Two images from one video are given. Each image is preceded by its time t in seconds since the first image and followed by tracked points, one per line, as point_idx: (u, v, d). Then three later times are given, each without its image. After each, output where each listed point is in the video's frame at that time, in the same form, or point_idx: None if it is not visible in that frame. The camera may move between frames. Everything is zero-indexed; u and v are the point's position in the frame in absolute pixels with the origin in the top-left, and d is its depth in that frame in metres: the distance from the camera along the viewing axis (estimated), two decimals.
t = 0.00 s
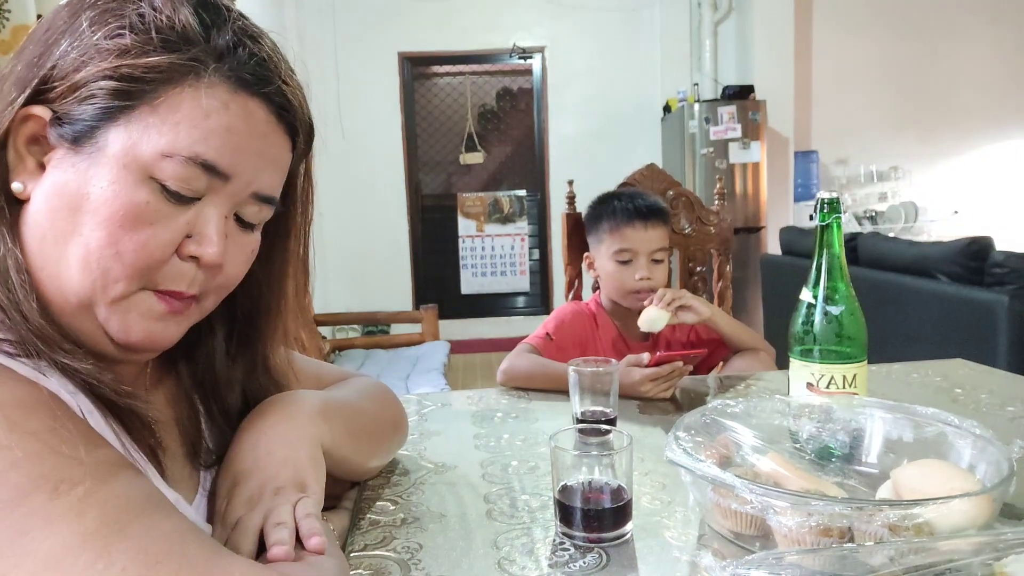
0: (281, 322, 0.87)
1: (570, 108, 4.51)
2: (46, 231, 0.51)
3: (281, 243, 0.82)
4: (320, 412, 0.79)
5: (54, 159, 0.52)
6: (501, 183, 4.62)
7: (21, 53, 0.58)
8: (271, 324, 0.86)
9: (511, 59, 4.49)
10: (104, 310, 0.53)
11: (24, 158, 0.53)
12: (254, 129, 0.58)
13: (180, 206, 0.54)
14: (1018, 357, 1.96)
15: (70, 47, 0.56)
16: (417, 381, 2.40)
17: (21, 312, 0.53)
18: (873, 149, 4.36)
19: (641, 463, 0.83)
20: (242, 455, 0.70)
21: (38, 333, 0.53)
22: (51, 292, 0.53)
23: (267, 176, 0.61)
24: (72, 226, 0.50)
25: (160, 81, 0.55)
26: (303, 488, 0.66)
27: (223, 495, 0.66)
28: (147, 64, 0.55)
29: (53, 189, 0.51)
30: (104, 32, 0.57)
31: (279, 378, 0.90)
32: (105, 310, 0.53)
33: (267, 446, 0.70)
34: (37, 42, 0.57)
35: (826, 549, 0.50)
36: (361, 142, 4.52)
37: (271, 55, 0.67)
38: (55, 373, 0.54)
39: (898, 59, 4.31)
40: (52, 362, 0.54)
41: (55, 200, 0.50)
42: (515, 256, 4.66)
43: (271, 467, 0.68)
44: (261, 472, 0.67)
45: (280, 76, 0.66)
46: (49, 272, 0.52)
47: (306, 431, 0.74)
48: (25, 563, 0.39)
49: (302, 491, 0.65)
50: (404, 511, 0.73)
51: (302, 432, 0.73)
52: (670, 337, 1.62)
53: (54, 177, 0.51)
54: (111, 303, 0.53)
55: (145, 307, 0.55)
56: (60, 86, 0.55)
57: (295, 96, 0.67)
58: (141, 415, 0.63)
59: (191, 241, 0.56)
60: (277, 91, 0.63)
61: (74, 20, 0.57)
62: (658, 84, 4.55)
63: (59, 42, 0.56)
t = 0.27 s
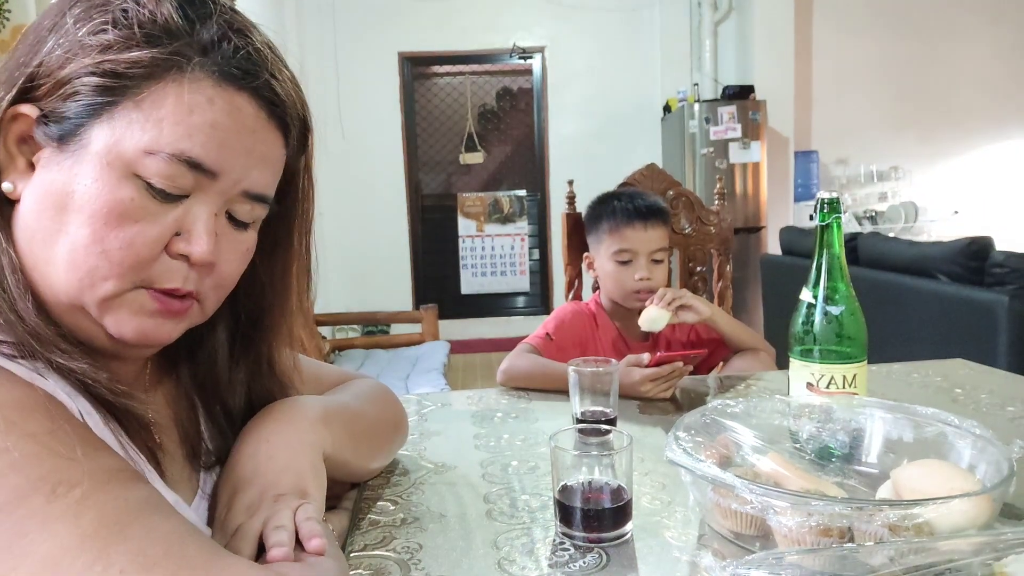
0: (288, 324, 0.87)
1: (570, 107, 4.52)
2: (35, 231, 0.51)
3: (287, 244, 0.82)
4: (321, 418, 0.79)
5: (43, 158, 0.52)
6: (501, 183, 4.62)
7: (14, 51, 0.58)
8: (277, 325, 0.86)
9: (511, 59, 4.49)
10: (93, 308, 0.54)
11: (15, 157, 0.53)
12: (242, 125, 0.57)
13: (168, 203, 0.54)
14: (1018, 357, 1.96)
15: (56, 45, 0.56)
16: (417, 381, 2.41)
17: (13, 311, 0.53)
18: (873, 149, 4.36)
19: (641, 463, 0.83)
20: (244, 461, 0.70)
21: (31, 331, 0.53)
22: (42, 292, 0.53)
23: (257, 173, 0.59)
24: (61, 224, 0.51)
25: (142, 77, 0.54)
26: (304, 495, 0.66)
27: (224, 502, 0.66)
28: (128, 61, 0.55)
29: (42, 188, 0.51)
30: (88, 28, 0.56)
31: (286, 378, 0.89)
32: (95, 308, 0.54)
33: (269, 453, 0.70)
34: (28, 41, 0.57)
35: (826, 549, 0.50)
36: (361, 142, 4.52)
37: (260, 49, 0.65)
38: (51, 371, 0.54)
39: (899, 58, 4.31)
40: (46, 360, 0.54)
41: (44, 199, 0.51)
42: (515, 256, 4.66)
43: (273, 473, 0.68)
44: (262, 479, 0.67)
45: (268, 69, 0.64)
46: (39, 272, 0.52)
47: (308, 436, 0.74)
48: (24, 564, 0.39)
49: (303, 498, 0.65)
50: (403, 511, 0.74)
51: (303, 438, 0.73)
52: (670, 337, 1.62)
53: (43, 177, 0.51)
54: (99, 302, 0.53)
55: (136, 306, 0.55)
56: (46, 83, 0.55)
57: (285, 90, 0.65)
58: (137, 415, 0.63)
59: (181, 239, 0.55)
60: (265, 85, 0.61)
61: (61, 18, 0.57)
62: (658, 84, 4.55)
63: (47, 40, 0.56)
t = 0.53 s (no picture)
0: (293, 323, 0.87)
1: (570, 107, 4.52)
2: (21, 230, 0.51)
3: (289, 246, 0.82)
4: (325, 421, 0.79)
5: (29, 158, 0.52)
6: (501, 183, 4.62)
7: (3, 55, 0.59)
8: (281, 324, 0.86)
9: (511, 59, 4.49)
10: (81, 306, 0.53)
11: None
12: (222, 118, 0.56)
13: (151, 199, 0.54)
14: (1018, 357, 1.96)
15: (37, 45, 0.56)
16: (417, 381, 2.40)
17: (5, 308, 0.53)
18: (873, 149, 4.36)
19: (641, 463, 0.83)
20: (247, 465, 0.70)
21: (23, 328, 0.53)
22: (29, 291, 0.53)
23: (245, 164, 0.59)
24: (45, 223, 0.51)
25: (116, 72, 0.54)
26: (307, 498, 0.66)
27: (225, 506, 0.66)
28: (102, 55, 0.54)
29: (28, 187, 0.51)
30: (66, 24, 0.57)
31: (289, 376, 0.89)
32: (83, 306, 0.53)
33: (272, 456, 0.70)
34: (14, 43, 0.58)
35: (827, 549, 0.50)
36: (361, 142, 4.52)
37: (240, 37, 0.64)
38: (42, 369, 0.53)
39: (899, 58, 4.30)
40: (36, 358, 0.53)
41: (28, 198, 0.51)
42: (515, 256, 4.66)
43: (276, 476, 0.68)
44: (264, 482, 0.67)
45: (247, 57, 0.62)
46: (26, 272, 0.52)
47: (311, 440, 0.74)
48: (24, 564, 0.39)
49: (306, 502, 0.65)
50: (403, 511, 0.73)
51: (307, 442, 0.74)
52: (670, 336, 1.62)
53: (29, 175, 0.51)
54: (87, 301, 0.53)
55: (124, 304, 0.55)
56: (28, 82, 0.55)
57: (267, 79, 0.64)
58: (136, 412, 0.63)
59: (166, 236, 0.55)
60: (245, 74, 0.60)
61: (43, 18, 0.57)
62: (658, 84, 4.55)
63: (28, 39, 0.57)
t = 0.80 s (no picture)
0: (293, 319, 0.87)
1: (570, 107, 4.52)
2: (5, 232, 0.52)
3: (287, 241, 0.82)
4: (326, 424, 0.79)
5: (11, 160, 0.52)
6: (501, 183, 4.61)
7: None
8: (283, 321, 0.86)
9: (511, 59, 4.49)
10: (68, 306, 0.54)
11: None
12: (198, 106, 0.56)
13: (131, 195, 0.53)
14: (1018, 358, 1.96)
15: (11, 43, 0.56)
16: (417, 382, 2.40)
17: None
18: (873, 149, 4.36)
19: (641, 463, 0.83)
20: (249, 467, 0.70)
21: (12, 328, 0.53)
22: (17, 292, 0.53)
23: (226, 153, 0.59)
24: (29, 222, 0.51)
25: (87, 64, 0.54)
26: (308, 500, 0.66)
27: (227, 507, 0.66)
28: (72, 49, 0.54)
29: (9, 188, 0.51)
30: (37, 19, 0.56)
31: (290, 373, 0.89)
32: (71, 306, 0.54)
33: (274, 460, 0.70)
34: None
35: (827, 549, 0.50)
36: (361, 142, 4.52)
37: (213, 22, 0.63)
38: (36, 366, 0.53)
39: (898, 58, 4.30)
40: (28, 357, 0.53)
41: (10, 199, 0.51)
42: (515, 256, 4.66)
43: (277, 478, 0.68)
44: (266, 484, 0.67)
45: (221, 43, 0.62)
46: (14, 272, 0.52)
47: (313, 443, 0.74)
48: (23, 565, 0.39)
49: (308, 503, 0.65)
50: (403, 511, 0.73)
51: (308, 445, 0.73)
52: (670, 335, 1.62)
53: (10, 177, 0.51)
54: (73, 300, 0.53)
55: (113, 302, 0.55)
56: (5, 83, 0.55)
57: (245, 64, 0.63)
58: (133, 409, 0.63)
59: (150, 232, 0.55)
60: (219, 59, 0.60)
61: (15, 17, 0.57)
62: (658, 84, 4.55)
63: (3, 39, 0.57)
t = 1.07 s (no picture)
0: (292, 316, 0.87)
1: (570, 108, 4.52)
2: None
3: (284, 237, 0.82)
4: (327, 424, 0.79)
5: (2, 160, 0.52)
6: (501, 183, 4.61)
7: None
8: (282, 318, 0.86)
9: (511, 59, 4.50)
10: (64, 304, 0.54)
11: None
12: (188, 100, 0.56)
13: (123, 191, 0.54)
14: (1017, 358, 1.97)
15: None
16: (418, 381, 2.41)
17: None
18: (872, 150, 4.36)
19: (641, 462, 0.84)
20: (250, 468, 0.70)
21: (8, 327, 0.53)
22: (11, 292, 0.54)
23: (218, 148, 0.59)
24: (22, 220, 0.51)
25: (76, 59, 0.54)
26: (309, 501, 0.66)
27: (228, 507, 0.66)
28: (59, 45, 0.54)
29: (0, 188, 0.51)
30: (22, 15, 0.56)
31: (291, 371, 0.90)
32: (66, 304, 0.54)
33: (274, 460, 0.70)
34: None
35: (825, 549, 0.50)
36: (362, 142, 4.52)
37: (200, 14, 0.63)
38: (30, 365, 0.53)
39: (898, 58, 4.31)
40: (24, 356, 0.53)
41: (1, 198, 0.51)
42: (515, 256, 4.66)
43: (278, 479, 0.68)
44: (267, 484, 0.67)
45: (208, 35, 0.62)
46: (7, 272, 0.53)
47: (314, 443, 0.74)
48: (22, 566, 0.39)
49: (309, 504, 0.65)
50: (404, 511, 0.74)
51: (308, 445, 0.74)
52: (670, 334, 1.63)
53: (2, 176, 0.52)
54: (67, 298, 0.53)
55: (109, 300, 0.55)
56: None
57: (234, 56, 0.63)
58: (131, 407, 0.63)
59: (144, 228, 0.55)
60: (208, 52, 0.60)
61: None
62: (658, 85, 4.55)
63: None
